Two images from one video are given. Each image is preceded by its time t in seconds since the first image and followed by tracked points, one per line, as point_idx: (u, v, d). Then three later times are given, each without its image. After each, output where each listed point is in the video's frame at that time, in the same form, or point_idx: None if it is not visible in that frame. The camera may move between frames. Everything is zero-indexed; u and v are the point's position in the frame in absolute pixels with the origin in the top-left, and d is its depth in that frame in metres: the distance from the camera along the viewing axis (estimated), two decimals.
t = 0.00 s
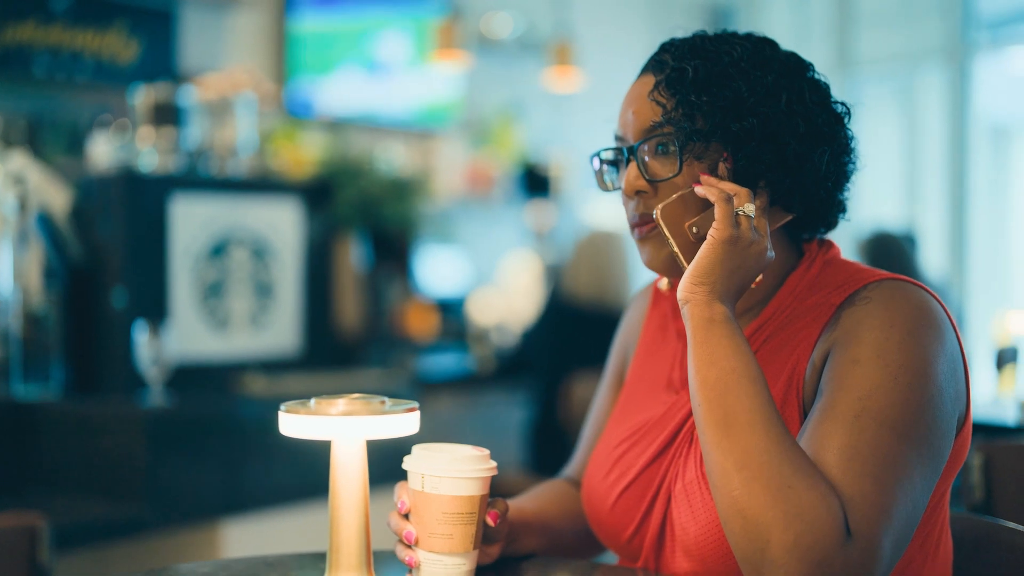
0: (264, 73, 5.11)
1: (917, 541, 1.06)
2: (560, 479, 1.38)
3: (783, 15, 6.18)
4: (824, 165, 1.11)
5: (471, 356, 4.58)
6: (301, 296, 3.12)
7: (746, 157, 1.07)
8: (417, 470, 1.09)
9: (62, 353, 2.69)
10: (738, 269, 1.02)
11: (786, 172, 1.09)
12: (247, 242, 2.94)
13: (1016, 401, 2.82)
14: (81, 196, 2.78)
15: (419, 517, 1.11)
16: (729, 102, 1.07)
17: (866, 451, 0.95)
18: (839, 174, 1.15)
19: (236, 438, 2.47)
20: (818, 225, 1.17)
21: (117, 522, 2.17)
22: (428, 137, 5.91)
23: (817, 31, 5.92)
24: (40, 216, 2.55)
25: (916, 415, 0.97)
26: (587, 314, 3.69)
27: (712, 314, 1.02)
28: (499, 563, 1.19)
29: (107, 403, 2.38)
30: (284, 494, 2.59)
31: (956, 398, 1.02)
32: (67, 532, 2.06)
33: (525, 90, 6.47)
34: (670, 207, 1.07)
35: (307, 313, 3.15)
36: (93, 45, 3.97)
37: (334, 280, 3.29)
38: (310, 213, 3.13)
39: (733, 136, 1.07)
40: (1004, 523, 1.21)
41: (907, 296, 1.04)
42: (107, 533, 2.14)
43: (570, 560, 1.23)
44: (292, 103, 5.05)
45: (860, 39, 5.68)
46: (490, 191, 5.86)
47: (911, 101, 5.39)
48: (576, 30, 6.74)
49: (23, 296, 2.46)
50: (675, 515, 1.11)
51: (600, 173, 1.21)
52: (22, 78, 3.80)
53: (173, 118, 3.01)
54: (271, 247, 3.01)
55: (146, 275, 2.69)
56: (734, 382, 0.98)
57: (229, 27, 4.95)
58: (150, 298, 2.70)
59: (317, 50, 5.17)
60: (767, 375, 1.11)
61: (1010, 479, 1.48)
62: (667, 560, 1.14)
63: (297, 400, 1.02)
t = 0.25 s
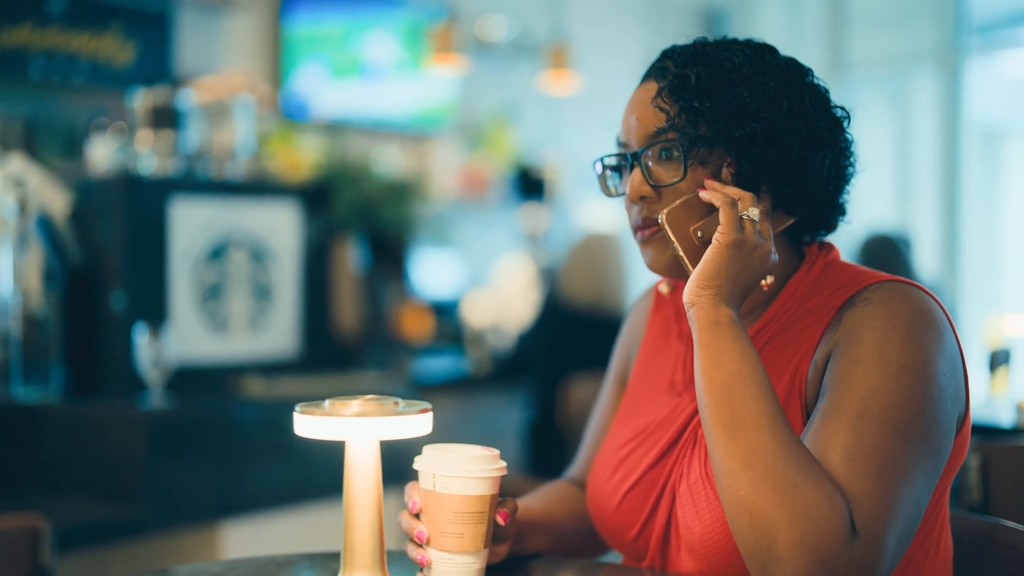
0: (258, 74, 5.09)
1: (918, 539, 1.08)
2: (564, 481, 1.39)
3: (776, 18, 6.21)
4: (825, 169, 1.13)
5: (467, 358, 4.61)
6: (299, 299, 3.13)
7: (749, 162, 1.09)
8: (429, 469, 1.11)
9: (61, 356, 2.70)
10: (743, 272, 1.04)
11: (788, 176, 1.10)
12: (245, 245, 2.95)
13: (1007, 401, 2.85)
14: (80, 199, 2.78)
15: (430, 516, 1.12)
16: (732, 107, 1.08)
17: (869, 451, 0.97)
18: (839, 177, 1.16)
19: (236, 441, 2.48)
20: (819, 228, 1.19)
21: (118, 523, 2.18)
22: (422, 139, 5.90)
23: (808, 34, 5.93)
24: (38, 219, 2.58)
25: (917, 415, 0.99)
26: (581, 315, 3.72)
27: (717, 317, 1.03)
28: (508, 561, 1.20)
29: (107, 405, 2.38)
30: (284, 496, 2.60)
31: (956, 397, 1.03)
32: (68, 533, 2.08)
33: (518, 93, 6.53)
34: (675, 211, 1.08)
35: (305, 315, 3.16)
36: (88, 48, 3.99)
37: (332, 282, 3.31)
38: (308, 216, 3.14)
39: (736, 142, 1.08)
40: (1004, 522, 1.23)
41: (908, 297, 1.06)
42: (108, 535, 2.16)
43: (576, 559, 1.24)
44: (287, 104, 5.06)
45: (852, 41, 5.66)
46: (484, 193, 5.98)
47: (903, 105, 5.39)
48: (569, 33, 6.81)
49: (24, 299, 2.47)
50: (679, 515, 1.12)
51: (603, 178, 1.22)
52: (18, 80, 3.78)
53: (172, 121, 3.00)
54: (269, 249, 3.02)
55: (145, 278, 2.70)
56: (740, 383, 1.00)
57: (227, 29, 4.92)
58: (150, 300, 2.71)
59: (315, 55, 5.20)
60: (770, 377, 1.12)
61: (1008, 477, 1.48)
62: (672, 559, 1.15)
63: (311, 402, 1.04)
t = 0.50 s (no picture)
0: (254, 75, 5.06)
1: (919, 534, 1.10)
2: (568, 481, 1.41)
3: (770, 19, 6.23)
4: (828, 170, 1.15)
5: (463, 358, 4.61)
6: (297, 299, 3.14)
7: (752, 164, 1.11)
8: (435, 468, 1.12)
9: (60, 356, 2.70)
10: (747, 273, 1.06)
11: (791, 178, 1.12)
12: (244, 245, 2.96)
13: (1001, 401, 2.88)
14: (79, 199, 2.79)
15: (437, 513, 1.13)
16: (736, 111, 1.10)
17: (871, 448, 0.98)
18: (841, 179, 1.18)
19: (235, 439, 2.49)
20: (821, 228, 1.20)
21: (120, 522, 2.19)
22: (418, 140, 5.92)
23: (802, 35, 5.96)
24: (37, 219, 2.57)
25: (919, 413, 1.00)
26: (577, 315, 3.74)
27: (723, 318, 1.05)
28: (513, 558, 1.22)
29: (107, 405, 2.39)
30: (282, 495, 2.61)
31: (956, 395, 1.05)
32: (69, 531, 2.08)
33: (513, 94, 6.55)
34: (680, 213, 1.09)
35: (303, 316, 3.17)
36: (84, 49, 3.98)
37: (331, 284, 3.32)
38: (306, 217, 3.15)
39: (740, 145, 1.10)
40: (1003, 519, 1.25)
41: (909, 297, 1.07)
42: (108, 533, 2.16)
43: (581, 557, 1.26)
44: (282, 104, 5.06)
45: (846, 43, 5.71)
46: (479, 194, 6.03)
47: (895, 106, 5.43)
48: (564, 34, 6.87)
49: (23, 298, 2.47)
50: (684, 513, 1.14)
51: (608, 180, 1.23)
52: (14, 81, 3.75)
53: (171, 122, 3.01)
54: (267, 250, 3.03)
55: (145, 278, 2.71)
56: (745, 382, 1.01)
57: (223, 30, 4.90)
58: (150, 300, 2.72)
59: (313, 58, 5.16)
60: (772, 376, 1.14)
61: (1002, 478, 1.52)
62: (677, 557, 1.17)
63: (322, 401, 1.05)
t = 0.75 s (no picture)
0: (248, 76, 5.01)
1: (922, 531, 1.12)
2: (573, 478, 1.42)
3: (762, 20, 6.24)
4: (833, 170, 1.16)
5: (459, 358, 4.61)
6: (295, 299, 3.15)
7: (759, 165, 1.12)
8: (443, 466, 1.13)
9: (58, 356, 2.70)
10: (754, 272, 1.07)
11: (797, 179, 1.14)
12: (242, 245, 2.96)
13: (996, 400, 2.89)
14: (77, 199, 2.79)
15: (445, 511, 1.14)
16: (743, 112, 1.11)
17: (876, 445, 1.00)
18: (846, 179, 1.19)
19: (233, 436, 2.51)
20: (826, 228, 1.21)
21: (120, 521, 2.20)
22: (412, 140, 5.97)
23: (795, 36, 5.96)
24: (36, 219, 2.59)
25: (923, 411, 1.02)
26: (571, 315, 3.76)
27: (731, 316, 1.06)
28: (520, 555, 1.23)
29: (106, 404, 2.39)
30: (279, 494, 2.62)
31: (959, 394, 1.06)
32: (70, 530, 2.08)
33: (506, 94, 6.56)
34: (688, 213, 1.10)
35: (300, 315, 3.17)
36: (80, 48, 3.99)
37: (328, 283, 3.32)
38: (303, 217, 3.16)
39: (747, 145, 1.11)
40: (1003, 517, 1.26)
41: (913, 297, 1.09)
42: (109, 532, 2.16)
43: (587, 554, 1.27)
44: (278, 104, 5.09)
45: (837, 43, 5.69)
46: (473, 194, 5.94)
47: (886, 107, 5.41)
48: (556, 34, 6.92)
49: (21, 298, 2.47)
50: (691, 510, 1.15)
51: (615, 180, 1.23)
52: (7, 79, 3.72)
53: (168, 122, 3.02)
54: (266, 250, 3.03)
55: (143, 277, 2.71)
56: (753, 380, 1.02)
57: (217, 29, 4.88)
58: (148, 300, 2.73)
59: (310, 59, 5.19)
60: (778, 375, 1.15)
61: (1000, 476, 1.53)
62: (683, 553, 1.18)
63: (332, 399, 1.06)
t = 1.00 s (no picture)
0: (241, 76, 4.97)
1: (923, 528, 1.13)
2: (574, 475, 1.43)
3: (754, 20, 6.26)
4: (835, 170, 1.17)
5: (453, 356, 4.60)
6: (290, 299, 3.15)
7: (762, 164, 1.13)
8: (448, 462, 1.13)
9: (54, 355, 2.69)
10: (758, 270, 1.08)
11: (800, 178, 1.15)
12: (237, 244, 2.96)
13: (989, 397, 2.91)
14: (73, 198, 2.79)
15: (450, 508, 1.15)
16: (746, 111, 1.13)
17: (878, 442, 1.01)
18: (847, 179, 1.21)
19: (227, 433, 2.51)
20: (829, 228, 1.23)
21: (118, 520, 2.20)
22: (405, 139, 5.91)
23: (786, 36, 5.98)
24: (31, 218, 2.59)
25: (925, 408, 1.03)
26: (566, 314, 3.75)
27: (735, 314, 1.07)
28: (523, 552, 1.24)
29: (101, 402, 2.38)
30: (274, 492, 2.63)
31: (960, 391, 1.08)
32: (68, 528, 2.08)
33: (498, 94, 6.56)
34: (692, 212, 1.12)
35: (295, 315, 3.17)
36: (71, 47, 3.97)
37: (323, 282, 3.32)
38: (298, 216, 3.15)
39: (750, 145, 1.13)
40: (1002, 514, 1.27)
41: (913, 295, 1.10)
42: (106, 531, 2.16)
43: (590, 550, 1.28)
44: (271, 104, 5.03)
45: (827, 43, 5.70)
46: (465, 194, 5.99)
47: (876, 106, 5.44)
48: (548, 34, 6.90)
49: (16, 298, 2.46)
50: (694, 506, 1.16)
51: (619, 179, 1.25)
52: None
53: (162, 121, 3.02)
54: (261, 249, 3.03)
55: (139, 277, 2.71)
56: (757, 377, 1.04)
57: (210, 28, 4.79)
58: (143, 299, 2.72)
59: (305, 60, 5.21)
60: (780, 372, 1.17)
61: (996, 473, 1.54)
62: (685, 550, 1.19)
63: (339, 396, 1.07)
